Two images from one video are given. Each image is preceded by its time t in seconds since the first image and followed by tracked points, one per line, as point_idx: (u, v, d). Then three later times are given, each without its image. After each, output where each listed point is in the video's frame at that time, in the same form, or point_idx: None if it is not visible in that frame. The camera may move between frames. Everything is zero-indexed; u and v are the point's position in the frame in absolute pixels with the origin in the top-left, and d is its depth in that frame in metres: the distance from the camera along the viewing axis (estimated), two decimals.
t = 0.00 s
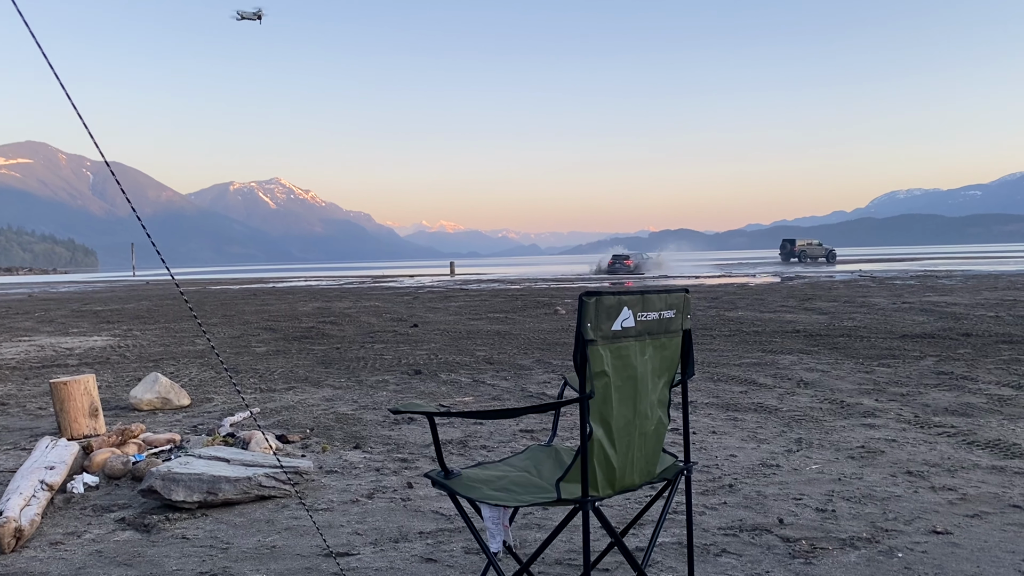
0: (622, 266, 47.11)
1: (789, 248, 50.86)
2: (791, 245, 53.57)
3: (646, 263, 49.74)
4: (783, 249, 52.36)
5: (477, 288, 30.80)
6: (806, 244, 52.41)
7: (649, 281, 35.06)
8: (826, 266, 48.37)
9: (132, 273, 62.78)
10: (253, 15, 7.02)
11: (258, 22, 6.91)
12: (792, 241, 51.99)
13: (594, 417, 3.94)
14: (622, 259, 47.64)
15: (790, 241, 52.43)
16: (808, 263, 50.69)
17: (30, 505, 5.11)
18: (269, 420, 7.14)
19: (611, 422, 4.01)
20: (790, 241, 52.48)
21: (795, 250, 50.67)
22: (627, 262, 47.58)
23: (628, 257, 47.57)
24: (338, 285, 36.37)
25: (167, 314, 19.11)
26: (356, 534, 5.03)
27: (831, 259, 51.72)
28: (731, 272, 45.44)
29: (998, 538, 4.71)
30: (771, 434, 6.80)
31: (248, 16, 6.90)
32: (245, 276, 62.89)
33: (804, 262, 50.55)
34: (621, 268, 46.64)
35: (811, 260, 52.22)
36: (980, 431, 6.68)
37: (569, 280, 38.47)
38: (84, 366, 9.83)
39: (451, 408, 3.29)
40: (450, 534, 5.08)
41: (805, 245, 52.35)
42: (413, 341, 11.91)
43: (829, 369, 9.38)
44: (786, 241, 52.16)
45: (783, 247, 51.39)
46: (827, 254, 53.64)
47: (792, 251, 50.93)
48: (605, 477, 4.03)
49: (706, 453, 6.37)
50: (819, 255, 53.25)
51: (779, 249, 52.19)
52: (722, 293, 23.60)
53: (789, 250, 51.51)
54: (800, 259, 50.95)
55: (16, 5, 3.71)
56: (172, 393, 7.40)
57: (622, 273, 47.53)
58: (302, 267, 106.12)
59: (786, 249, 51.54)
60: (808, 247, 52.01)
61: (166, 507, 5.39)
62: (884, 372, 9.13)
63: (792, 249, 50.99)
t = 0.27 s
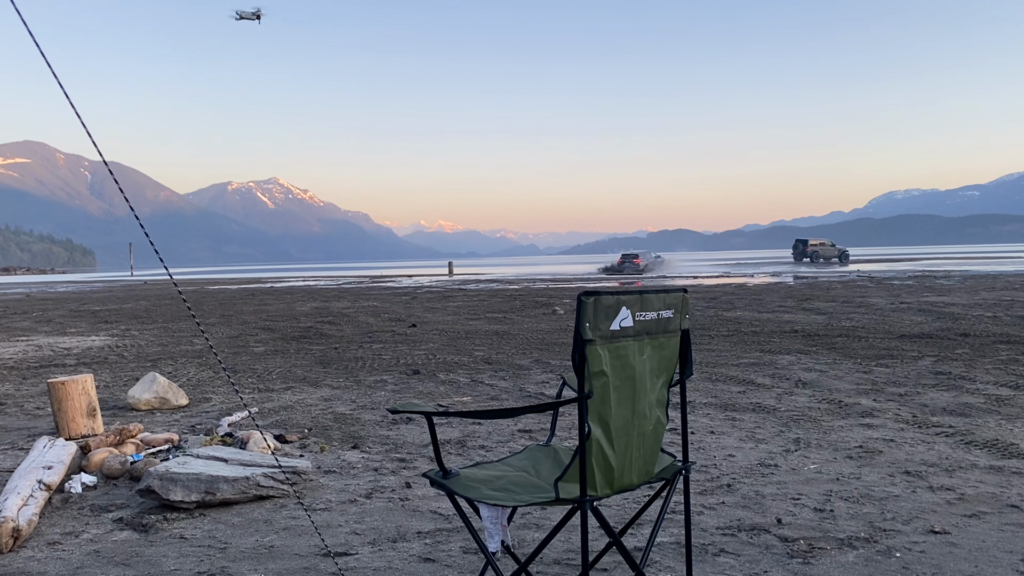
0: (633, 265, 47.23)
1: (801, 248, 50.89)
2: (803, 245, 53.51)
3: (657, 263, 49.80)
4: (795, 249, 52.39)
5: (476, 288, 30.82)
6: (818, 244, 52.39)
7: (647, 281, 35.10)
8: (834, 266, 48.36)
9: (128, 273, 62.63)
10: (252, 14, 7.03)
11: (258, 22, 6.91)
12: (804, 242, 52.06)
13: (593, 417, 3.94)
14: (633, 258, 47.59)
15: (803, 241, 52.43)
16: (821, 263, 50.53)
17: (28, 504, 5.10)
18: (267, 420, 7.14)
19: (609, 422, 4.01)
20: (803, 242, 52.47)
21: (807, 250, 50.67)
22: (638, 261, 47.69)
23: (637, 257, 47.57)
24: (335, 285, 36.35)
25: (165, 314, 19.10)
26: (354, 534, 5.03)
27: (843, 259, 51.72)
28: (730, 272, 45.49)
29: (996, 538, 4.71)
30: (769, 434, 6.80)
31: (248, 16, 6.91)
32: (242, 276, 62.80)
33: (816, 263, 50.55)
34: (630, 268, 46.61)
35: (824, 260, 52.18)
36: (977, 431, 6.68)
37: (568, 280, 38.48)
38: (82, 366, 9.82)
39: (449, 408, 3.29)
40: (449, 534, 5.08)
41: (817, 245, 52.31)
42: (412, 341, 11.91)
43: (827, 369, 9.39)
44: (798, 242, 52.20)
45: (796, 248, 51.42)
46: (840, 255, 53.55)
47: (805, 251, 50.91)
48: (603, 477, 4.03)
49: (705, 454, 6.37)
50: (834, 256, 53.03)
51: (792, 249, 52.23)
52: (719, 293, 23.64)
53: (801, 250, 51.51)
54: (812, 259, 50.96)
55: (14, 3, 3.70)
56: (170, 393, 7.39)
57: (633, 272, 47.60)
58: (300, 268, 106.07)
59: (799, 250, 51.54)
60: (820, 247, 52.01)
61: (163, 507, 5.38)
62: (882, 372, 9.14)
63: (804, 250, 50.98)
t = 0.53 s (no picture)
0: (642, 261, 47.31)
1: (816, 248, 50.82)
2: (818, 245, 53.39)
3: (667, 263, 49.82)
4: (810, 249, 52.32)
5: (474, 288, 30.84)
6: (833, 244, 52.24)
7: (646, 280, 35.13)
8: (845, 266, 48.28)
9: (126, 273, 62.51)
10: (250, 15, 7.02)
11: (256, 23, 6.91)
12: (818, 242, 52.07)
13: (590, 418, 3.94)
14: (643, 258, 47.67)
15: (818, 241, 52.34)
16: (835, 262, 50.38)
17: (25, 505, 5.10)
18: (265, 420, 7.13)
19: (606, 423, 4.01)
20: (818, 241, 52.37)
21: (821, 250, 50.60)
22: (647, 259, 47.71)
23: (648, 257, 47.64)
24: (332, 285, 36.34)
25: (163, 314, 19.09)
26: (352, 535, 5.03)
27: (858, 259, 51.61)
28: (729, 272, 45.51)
29: (993, 537, 4.72)
30: (767, 434, 6.81)
31: (245, 16, 6.91)
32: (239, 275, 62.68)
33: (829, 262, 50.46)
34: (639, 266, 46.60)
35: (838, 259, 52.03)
36: (974, 431, 6.69)
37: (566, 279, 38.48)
38: (79, 366, 9.81)
39: (447, 409, 3.29)
40: (446, 534, 5.08)
41: (830, 245, 52.15)
42: (409, 341, 11.91)
43: (824, 369, 9.41)
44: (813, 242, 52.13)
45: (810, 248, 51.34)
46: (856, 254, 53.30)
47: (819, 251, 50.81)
48: (601, 477, 4.03)
49: (702, 454, 6.38)
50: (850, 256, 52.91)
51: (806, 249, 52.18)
52: (717, 293, 23.68)
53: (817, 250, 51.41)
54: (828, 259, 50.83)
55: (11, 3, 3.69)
56: (167, 393, 7.39)
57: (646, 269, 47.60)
58: (299, 267, 106.04)
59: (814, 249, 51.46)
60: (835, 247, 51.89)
61: (161, 507, 5.38)
62: (879, 372, 9.15)
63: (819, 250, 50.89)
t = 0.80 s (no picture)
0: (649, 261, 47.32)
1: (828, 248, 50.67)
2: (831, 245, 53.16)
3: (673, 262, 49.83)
4: (823, 249, 52.14)
5: (471, 288, 30.83)
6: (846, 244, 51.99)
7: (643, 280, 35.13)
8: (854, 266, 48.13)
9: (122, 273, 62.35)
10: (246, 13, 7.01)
11: (252, 22, 6.89)
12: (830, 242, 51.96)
13: (588, 417, 3.94)
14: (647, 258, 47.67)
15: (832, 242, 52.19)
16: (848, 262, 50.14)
17: (22, 506, 5.09)
18: (262, 420, 7.13)
19: (604, 422, 4.01)
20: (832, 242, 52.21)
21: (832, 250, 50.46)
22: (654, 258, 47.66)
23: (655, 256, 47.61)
24: (328, 284, 36.29)
25: (159, 315, 19.05)
26: (349, 535, 5.02)
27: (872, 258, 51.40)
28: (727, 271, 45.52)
29: (990, 536, 4.73)
30: (764, 434, 6.82)
31: (241, 15, 6.90)
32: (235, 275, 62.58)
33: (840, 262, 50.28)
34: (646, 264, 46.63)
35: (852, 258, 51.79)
36: (971, 430, 6.70)
37: (563, 279, 38.46)
38: (75, 367, 9.79)
39: (443, 408, 3.28)
40: (444, 534, 5.07)
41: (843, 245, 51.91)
42: (406, 341, 11.89)
43: (821, 368, 9.42)
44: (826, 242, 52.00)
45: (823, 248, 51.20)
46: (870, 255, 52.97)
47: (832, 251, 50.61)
48: (598, 477, 4.03)
49: (699, 453, 6.38)
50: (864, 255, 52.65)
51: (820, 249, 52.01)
52: (714, 293, 23.67)
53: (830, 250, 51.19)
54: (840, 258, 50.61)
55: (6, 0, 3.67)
56: (164, 393, 7.38)
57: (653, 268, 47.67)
58: (295, 267, 105.94)
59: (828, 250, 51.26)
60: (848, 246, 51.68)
61: (158, 508, 5.37)
62: (876, 371, 9.15)
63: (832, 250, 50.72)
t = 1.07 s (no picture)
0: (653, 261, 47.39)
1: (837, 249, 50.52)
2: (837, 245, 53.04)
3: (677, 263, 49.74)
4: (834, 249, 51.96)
5: (467, 288, 30.83)
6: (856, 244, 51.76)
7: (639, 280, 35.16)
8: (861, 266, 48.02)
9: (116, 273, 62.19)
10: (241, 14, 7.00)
11: (246, 22, 6.87)
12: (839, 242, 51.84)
13: (583, 417, 3.95)
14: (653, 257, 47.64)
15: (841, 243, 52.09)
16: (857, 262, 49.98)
17: (16, 507, 5.07)
18: (257, 421, 7.12)
19: (599, 422, 4.02)
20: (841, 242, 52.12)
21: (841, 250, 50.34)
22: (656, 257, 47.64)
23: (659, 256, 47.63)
24: (323, 284, 36.28)
25: (154, 315, 19.03)
26: (344, 535, 5.02)
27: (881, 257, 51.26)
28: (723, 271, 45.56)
29: (984, 535, 4.74)
30: (759, 433, 6.83)
31: (236, 15, 6.88)
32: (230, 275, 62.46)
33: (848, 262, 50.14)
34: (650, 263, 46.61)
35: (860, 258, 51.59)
36: (965, 430, 6.71)
37: (558, 279, 38.48)
38: (70, 367, 9.79)
39: (437, 408, 3.28)
40: (439, 534, 5.07)
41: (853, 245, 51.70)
42: (402, 341, 11.89)
43: (816, 368, 9.43)
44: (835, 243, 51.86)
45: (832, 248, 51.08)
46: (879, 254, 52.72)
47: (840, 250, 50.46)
48: (593, 477, 4.04)
49: (694, 453, 6.39)
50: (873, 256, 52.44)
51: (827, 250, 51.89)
52: (710, 292, 23.69)
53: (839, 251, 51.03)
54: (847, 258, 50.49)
55: None
56: (159, 394, 7.36)
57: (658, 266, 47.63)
58: (291, 267, 105.81)
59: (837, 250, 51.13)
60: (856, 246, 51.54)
61: (153, 509, 5.36)
62: (871, 371, 9.17)
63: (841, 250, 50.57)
